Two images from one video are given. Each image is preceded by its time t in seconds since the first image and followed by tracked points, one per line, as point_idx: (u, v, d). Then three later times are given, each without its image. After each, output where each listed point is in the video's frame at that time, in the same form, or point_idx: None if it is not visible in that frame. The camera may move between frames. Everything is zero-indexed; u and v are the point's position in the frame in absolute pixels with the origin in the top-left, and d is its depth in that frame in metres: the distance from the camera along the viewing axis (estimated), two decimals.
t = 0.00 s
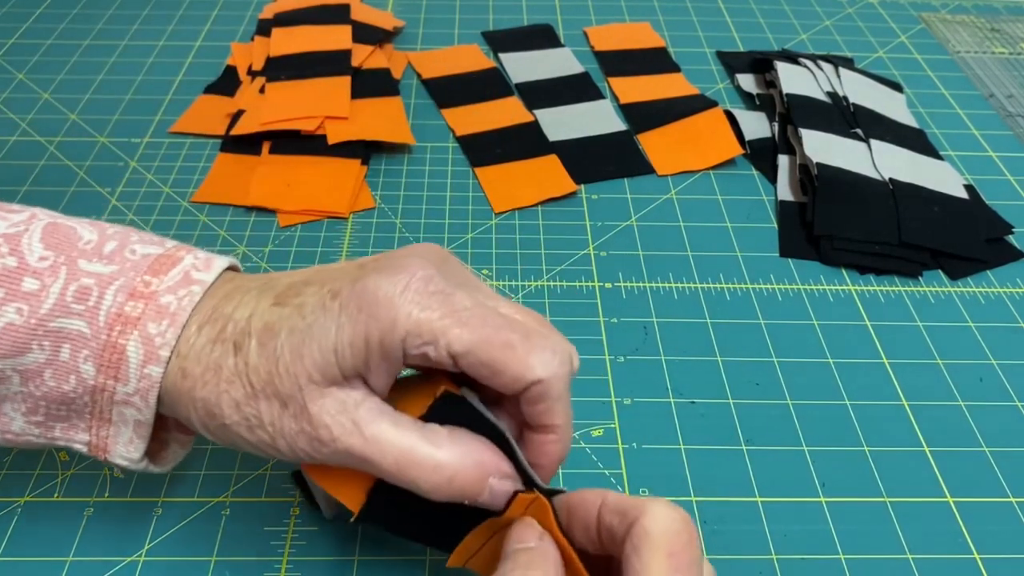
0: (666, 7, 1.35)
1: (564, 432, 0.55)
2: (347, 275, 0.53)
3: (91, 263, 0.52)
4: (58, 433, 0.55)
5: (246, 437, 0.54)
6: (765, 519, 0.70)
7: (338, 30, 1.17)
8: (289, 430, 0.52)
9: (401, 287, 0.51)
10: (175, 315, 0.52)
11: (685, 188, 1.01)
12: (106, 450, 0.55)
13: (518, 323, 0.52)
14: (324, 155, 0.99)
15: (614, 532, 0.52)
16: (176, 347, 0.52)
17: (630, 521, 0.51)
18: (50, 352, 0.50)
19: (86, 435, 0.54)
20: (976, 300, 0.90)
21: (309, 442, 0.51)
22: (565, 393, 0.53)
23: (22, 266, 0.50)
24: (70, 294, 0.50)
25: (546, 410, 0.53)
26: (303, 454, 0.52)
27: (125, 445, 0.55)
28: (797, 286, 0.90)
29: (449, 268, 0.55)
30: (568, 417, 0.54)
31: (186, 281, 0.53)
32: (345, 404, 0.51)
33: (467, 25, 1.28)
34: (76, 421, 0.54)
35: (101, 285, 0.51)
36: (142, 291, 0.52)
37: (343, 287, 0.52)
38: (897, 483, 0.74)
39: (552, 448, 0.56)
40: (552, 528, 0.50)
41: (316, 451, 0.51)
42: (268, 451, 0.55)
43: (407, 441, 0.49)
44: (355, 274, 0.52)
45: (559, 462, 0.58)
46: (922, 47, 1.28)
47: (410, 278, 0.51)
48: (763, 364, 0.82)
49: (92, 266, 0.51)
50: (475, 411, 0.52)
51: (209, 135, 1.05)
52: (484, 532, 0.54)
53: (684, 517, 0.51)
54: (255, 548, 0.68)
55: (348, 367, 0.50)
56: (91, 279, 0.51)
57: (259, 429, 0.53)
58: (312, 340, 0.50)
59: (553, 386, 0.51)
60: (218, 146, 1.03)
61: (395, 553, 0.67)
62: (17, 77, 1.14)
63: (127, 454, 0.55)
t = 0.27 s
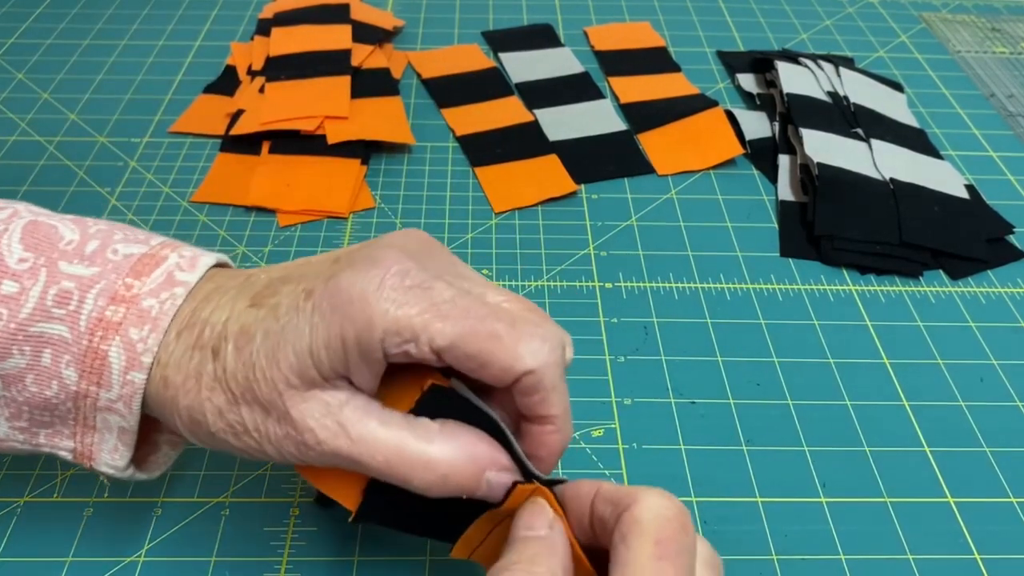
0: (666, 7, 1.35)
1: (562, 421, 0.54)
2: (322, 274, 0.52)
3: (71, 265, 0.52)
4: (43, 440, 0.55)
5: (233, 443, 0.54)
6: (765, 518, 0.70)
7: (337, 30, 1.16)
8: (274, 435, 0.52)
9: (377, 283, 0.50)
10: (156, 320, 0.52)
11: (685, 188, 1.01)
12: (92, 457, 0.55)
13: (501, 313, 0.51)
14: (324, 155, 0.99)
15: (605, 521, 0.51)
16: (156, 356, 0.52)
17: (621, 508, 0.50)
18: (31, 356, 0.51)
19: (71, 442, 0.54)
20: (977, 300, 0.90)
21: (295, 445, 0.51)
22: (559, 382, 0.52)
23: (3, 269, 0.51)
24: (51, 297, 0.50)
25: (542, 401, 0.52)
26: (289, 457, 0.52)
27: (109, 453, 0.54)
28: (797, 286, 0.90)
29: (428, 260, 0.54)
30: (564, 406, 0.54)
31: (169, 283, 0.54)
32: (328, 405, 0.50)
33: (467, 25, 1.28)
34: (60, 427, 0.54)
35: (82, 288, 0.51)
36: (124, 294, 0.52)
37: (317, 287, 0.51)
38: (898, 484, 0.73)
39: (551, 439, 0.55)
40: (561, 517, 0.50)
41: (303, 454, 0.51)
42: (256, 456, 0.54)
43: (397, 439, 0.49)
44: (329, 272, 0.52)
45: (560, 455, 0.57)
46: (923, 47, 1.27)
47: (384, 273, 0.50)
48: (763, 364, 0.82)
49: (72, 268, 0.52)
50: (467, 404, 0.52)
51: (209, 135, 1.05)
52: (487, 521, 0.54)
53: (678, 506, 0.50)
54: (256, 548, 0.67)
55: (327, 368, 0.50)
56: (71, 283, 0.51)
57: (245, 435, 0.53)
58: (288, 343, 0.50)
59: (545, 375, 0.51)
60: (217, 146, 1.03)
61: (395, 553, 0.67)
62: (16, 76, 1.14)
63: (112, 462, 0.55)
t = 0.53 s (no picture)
0: (666, 7, 1.35)
1: (566, 431, 0.52)
2: (316, 287, 0.50)
3: (64, 273, 0.50)
4: (37, 449, 0.54)
5: (228, 455, 0.54)
6: (765, 519, 0.70)
7: (337, 30, 1.16)
8: (269, 451, 0.51)
9: (370, 300, 0.48)
10: (150, 331, 0.51)
11: (685, 188, 1.01)
12: (85, 467, 0.54)
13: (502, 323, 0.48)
14: (324, 155, 0.99)
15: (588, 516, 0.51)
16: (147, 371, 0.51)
17: (601, 503, 0.50)
18: (24, 366, 0.50)
19: (64, 453, 0.54)
20: (978, 300, 0.90)
21: (291, 458, 0.50)
22: (562, 392, 0.49)
23: None
24: (43, 306, 0.49)
25: (544, 410, 0.50)
26: (285, 470, 0.51)
27: (104, 463, 0.54)
28: (797, 286, 0.90)
29: (425, 269, 0.52)
30: (568, 416, 0.51)
31: (164, 292, 0.52)
32: (323, 420, 0.49)
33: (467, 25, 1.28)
34: (54, 437, 0.53)
35: (75, 297, 0.50)
36: (118, 304, 0.50)
37: (309, 302, 0.49)
38: (898, 484, 0.73)
39: (555, 448, 0.53)
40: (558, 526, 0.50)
41: (298, 466, 0.51)
42: (251, 467, 0.54)
43: (396, 437, 0.48)
44: (322, 286, 0.50)
45: (564, 464, 0.54)
46: (924, 47, 1.27)
47: (378, 289, 0.48)
48: (763, 364, 0.82)
49: (66, 276, 0.50)
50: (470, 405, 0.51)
51: (208, 134, 1.04)
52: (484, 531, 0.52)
53: (657, 501, 0.49)
54: (255, 548, 0.67)
55: (320, 385, 0.48)
56: (64, 291, 0.50)
57: (240, 449, 0.52)
58: (280, 360, 0.48)
59: (546, 385, 0.48)
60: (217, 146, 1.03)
61: (395, 554, 0.67)
62: (16, 76, 1.14)
63: (106, 472, 0.54)
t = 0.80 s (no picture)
0: (666, 7, 1.35)
1: (576, 436, 0.53)
2: (327, 295, 0.51)
3: (66, 274, 0.50)
4: (37, 449, 0.54)
5: (230, 463, 0.53)
6: (765, 519, 0.70)
7: (337, 30, 1.16)
8: (272, 460, 0.51)
9: (385, 308, 0.47)
10: (152, 333, 0.51)
11: (685, 188, 1.01)
12: (86, 469, 0.54)
13: (520, 331, 0.50)
14: (324, 155, 0.99)
15: (592, 520, 0.51)
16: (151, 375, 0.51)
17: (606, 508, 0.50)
18: (23, 367, 0.49)
19: (65, 453, 0.54)
20: (978, 300, 0.90)
21: (293, 469, 0.50)
22: (576, 399, 0.51)
23: None
24: (44, 307, 0.49)
25: (558, 417, 0.52)
26: (286, 481, 0.51)
27: (105, 465, 0.54)
28: (797, 286, 0.90)
29: (440, 278, 0.52)
30: (580, 423, 0.53)
31: (167, 294, 0.53)
32: (329, 430, 0.49)
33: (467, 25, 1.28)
34: (55, 438, 0.53)
35: (76, 298, 0.50)
36: (119, 305, 0.50)
37: (320, 310, 0.50)
38: (898, 484, 0.73)
39: (562, 454, 0.54)
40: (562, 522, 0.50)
41: (300, 478, 0.50)
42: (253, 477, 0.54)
43: (398, 453, 0.47)
44: (333, 294, 0.50)
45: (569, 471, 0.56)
46: (924, 47, 1.27)
47: (393, 297, 0.48)
48: (763, 364, 0.82)
49: (68, 277, 0.50)
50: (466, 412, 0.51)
51: (208, 134, 1.04)
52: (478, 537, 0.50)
53: (663, 505, 0.48)
54: (255, 548, 0.67)
55: (328, 394, 0.48)
56: (65, 292, 0.50)
57: (243, 458, 0.52)
58: (288, 367, 0.48)
59: (564, 392, 0.50)
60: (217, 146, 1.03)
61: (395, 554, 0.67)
62: (16, 76, 1.14)
63: (107, 474, 0.54)
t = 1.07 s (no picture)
0: (666, 7, 1.35)
1: (577, 417, 0.54)
2: (328, 264, 0.52)
3: (65, 247, 0.52)
4: (39, 422, 0.56)
5: (221, 436, 0.53)
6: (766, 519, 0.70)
7: (337, 30, 1.16)
8: (266, 429, 0.50)
9: (389, 272, 0.50)
10: (150, 305, 0.52)
11: (685, 188, 1.01)
12: (88, 440, 0.55)
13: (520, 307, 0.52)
14: (324, 155, 0.99)
15: (688, 521, 0.51)
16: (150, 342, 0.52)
17: (710, 517, 0.49)
18: (20, 340, 0.51)
19: (67, 425, 0.55)
20: (979, 300, 0.90)
21: (287, 438, 0.49)
22: (576, 375, 0.52)
23: None
24: (42, 279, 0.51)
25: (559, 394, 0.52)
26: (278, 452, 0.50)
27: (107, 437, 0.55)
28: (798, 286, 0.90)
29: (444, 256, 0.55)
30: (581, 402, 0.53)
31: (166, 268, 0.54)
32: (328, 397, 0.49)
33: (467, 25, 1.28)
34: (56, 411, 0.55)
35: (75, 269, 0.51)
36: (118, 277, 0.51)
37: (324, 276, 0.51)
38: (898, 484, 0.73)
39: (565, 435, 0.55)
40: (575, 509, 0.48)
41: (293, 449, 0.49)
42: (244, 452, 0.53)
43: (398, 424, 0.48)
44: (338, 263, 0.52)
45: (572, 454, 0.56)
46: (924, 47, 1.27)
47: (398, 263, 0.50)
48: (763, 364, 0.82)
49: (66, 250, 0.52)
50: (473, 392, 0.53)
51: (208, 134, 1.04)
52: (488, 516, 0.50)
53: (762, 527, 0.48)
54: (255, 549, 0.67)
55: (329, 356, 0.49)
56: (64, 264, 0.51)
57: (235, 428, 0.52)
58: (290, 329, 0.50)
59: (563, 367, 0.51)
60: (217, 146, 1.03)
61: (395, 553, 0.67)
62: (16, 76, 1.14)
63: (109, 445, 0.55)
